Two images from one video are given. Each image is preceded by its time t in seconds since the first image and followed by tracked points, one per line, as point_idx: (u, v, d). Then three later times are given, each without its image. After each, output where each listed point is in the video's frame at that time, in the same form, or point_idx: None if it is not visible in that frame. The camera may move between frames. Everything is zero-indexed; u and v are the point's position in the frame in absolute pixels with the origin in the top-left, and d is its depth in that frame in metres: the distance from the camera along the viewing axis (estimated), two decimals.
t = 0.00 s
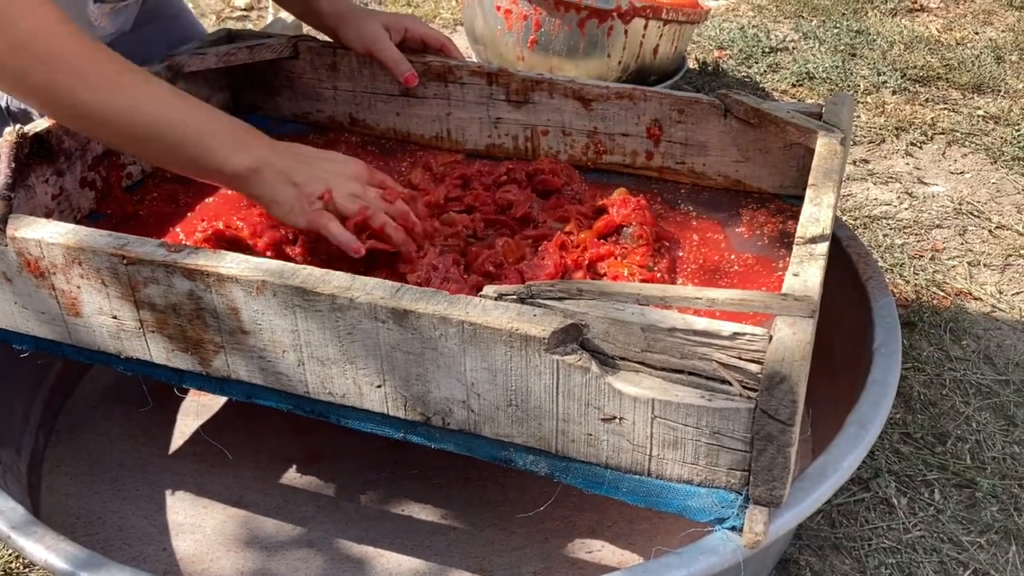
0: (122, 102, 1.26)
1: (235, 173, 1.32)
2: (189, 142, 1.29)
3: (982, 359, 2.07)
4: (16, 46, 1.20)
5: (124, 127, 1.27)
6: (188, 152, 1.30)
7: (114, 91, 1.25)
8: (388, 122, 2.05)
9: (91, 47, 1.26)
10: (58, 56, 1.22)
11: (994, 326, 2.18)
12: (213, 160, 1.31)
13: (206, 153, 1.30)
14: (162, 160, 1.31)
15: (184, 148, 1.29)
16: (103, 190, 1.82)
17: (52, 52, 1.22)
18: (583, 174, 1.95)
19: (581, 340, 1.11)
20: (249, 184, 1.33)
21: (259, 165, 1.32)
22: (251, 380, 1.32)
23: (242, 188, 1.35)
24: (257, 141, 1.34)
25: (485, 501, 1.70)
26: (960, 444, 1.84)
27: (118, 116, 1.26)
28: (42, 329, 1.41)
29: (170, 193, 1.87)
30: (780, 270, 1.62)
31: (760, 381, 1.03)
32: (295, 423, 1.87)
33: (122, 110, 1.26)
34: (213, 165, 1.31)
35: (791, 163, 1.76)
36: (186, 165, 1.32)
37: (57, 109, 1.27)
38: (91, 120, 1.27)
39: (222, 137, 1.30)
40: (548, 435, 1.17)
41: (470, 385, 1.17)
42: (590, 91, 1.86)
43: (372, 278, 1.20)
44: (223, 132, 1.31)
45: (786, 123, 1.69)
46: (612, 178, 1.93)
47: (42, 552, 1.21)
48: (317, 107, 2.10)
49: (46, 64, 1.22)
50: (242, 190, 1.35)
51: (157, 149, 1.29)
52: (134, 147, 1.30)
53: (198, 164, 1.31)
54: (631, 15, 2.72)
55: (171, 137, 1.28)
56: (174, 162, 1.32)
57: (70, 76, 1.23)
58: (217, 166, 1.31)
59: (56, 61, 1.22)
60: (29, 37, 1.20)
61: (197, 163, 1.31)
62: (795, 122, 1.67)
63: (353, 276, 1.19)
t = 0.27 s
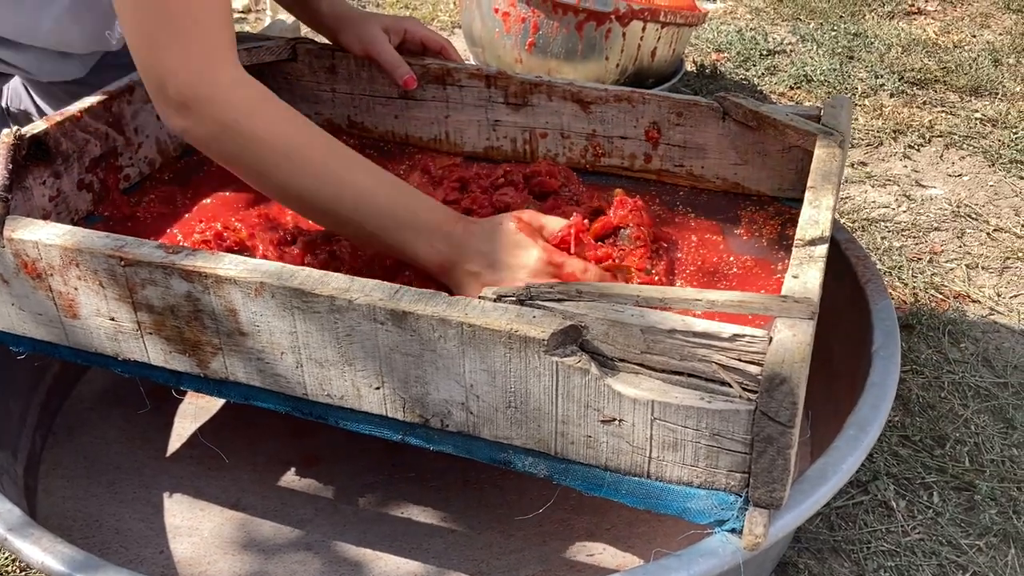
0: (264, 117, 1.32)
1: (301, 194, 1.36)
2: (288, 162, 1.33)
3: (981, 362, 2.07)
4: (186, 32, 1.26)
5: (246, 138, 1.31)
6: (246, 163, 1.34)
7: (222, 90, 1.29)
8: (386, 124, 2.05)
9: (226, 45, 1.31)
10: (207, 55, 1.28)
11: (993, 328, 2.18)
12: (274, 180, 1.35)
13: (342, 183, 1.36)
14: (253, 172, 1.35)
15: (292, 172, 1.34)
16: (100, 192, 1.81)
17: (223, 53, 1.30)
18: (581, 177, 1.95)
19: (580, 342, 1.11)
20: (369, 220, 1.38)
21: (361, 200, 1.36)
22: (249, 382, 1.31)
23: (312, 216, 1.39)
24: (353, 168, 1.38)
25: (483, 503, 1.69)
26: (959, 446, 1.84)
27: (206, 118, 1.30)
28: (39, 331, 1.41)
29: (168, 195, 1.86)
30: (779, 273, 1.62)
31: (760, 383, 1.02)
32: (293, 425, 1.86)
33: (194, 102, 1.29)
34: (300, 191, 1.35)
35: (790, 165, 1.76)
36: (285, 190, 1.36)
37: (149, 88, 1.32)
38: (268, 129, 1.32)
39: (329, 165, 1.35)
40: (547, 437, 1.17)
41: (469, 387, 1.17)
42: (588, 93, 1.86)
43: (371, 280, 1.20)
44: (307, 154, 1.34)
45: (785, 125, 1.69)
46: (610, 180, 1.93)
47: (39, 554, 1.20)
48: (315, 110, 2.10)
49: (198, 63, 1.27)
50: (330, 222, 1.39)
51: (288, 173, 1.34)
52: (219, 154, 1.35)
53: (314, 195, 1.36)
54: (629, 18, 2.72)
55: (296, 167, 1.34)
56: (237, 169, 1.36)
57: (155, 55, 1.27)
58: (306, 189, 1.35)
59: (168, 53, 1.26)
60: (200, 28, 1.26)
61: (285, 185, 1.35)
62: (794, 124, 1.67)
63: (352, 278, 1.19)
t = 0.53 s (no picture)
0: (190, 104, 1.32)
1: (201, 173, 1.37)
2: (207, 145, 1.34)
3: (980, 364, 2.06)
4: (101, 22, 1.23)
5: (168, 123, 1.31)
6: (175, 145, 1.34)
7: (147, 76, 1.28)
8: (386, 125, 2.05)
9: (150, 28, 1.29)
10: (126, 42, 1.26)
11: (992, 330, 2.18)
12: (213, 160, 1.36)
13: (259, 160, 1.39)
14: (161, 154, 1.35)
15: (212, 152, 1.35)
16: (99, 193, 1.81)
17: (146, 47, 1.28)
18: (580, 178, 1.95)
19: (580, 343, 1.10)
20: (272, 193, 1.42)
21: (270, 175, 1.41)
22: (248, 383, 1.31)
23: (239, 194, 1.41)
24: (254, 145, 1.40)
25: (482, 505, 1.69)
26: (959, 448, 1.84)
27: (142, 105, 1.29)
28: (38, 332, 1.40)
29: (167, 196, 1.86)
30: (780, 274, 1.62)
31: (760, 383, 1.02)
32: (292, 427, 1.86)
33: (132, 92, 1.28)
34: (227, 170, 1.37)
35: (789, 166, 1.76)
36: (198, 169, 1.37)
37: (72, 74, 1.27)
38: (181, 117, 1.31)
39: (235, 141, 1.37)
40: (547, 438, 1.17)
41: (468, 388, 1.16)
42: (588, 95, 1.86)
43: (370, 280, 1.19)
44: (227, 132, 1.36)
45: (785, 126, 1.69)
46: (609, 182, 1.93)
47: (37, 556, 1.20)
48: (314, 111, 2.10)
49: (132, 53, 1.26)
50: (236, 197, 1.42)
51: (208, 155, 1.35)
52: (146, 142, 1.33)
53: (235, 172, 1.37)
54: (629, 20, 2.72)
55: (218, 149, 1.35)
56: (160, 151, 1.35)
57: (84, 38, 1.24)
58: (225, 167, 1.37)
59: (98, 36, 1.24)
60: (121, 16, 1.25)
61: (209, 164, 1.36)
62: (793, 125, 1.68)
63: (352, 278, 1.18)
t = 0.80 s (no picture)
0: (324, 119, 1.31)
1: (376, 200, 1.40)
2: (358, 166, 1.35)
3: (979, 368, 2.06)
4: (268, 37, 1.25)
5: (326, 145, 1.32)
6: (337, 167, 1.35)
7: (291, 86, 1.28)
8: (385, 126, 2.05)
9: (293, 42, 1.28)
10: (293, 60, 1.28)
11: (991, 334, 2.18)
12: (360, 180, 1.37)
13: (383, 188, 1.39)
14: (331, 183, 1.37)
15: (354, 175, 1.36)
16: (98, 193, 1.81)
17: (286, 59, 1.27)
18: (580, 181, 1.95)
19: (580, 346, 1.10)
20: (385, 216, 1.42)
21: (383, 196, 1.40)
22: (246, 385, 1.31)
23: (341, 206, 1.41)
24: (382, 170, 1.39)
25: (480, 508, 1.69)
26: (957, 452, 1.84)
27: (305, 113, 1.29)
28: (36, 333, 1.40)
29: (166, 196, 1.86)
30: (779, 278, 1.62)
31: (760, 388, 1.02)
32: (290, 429, 1.85)
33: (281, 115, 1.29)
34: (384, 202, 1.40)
35: (789, 170, 1.76)
36: (302, 171, 1.35)
37: (210, 63, 1.26)
38: (325, 129, 1.31)
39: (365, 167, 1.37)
40: (545, 441, 1.16)
41: (467, 391, 1.16)
42: (588, 98, 1.86)
43: (369, 282, 1.19)
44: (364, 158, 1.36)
45: (785, 130, 1.71)
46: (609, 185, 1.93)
47: (34, 557, 1.20)
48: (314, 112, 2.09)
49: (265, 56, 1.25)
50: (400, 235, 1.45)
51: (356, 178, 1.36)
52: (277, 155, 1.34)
53: (344, 186, 1.37)
54: (629, 23, 2.72)
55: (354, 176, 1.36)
56: (273, 154, 1.35)
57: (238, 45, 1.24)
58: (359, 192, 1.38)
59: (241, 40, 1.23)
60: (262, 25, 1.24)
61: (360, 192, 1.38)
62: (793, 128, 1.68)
63: (351, 280, 1.18)
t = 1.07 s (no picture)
0: (184, 110, 1.28)
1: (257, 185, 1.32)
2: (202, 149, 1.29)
3: (982, 371, 2.06)
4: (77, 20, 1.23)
5: (197, 136, 1.29)
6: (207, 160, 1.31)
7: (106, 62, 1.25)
8: (388, 128, 2.05)
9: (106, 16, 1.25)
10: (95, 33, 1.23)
11: (994, 337, 2.17)
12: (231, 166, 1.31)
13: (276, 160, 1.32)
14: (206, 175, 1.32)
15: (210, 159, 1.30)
16: (100, 194, 1.81)
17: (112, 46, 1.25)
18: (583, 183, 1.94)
19: (584, 347, 1.10)
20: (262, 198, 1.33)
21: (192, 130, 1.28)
22: (249, 385, 1.31)
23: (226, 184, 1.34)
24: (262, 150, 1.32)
25: (483, 510, 1.68)
26: (961, 456, 1.84)
27: (165, 111, 1.27)
28: (38, 333, 1.40)
29: (169, 197, 1.86)
30: (782, 280, 1.61)
31: (764, 389, 1.02)
32: (292, 430, 1.85)
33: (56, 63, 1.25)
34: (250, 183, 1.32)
35: (792, 172, 1.76)
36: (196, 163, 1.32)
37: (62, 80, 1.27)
38: (194, 123, 1.29)
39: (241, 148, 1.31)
40: (549, 442, 1.16)
41: (471, 391, 1.16)
42: (591, 99, 1.86)
43: (373, 283, 1.19)
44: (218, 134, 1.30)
45: (788, 131, 1.70)
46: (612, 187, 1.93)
47: (36, 557, 1.19)
48: (317, 114, 2.09)
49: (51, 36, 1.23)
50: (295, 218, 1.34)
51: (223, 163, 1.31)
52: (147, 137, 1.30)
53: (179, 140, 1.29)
54: (631, 25, 2.72)
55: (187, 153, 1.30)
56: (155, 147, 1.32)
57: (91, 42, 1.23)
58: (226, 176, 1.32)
59: (94, 38, 1.23)
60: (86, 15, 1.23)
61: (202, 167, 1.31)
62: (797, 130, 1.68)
63: (354, 281, 1.18)
